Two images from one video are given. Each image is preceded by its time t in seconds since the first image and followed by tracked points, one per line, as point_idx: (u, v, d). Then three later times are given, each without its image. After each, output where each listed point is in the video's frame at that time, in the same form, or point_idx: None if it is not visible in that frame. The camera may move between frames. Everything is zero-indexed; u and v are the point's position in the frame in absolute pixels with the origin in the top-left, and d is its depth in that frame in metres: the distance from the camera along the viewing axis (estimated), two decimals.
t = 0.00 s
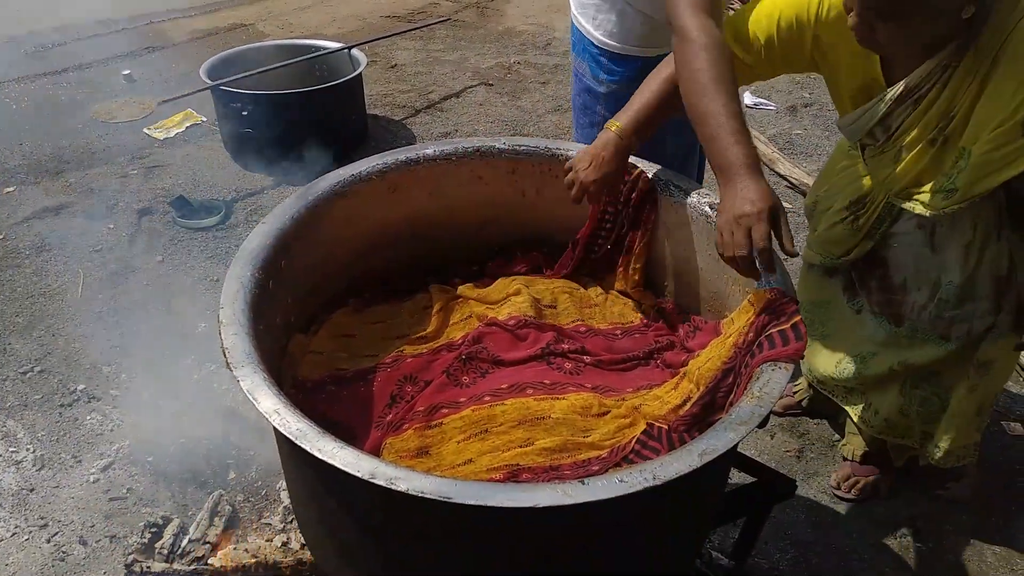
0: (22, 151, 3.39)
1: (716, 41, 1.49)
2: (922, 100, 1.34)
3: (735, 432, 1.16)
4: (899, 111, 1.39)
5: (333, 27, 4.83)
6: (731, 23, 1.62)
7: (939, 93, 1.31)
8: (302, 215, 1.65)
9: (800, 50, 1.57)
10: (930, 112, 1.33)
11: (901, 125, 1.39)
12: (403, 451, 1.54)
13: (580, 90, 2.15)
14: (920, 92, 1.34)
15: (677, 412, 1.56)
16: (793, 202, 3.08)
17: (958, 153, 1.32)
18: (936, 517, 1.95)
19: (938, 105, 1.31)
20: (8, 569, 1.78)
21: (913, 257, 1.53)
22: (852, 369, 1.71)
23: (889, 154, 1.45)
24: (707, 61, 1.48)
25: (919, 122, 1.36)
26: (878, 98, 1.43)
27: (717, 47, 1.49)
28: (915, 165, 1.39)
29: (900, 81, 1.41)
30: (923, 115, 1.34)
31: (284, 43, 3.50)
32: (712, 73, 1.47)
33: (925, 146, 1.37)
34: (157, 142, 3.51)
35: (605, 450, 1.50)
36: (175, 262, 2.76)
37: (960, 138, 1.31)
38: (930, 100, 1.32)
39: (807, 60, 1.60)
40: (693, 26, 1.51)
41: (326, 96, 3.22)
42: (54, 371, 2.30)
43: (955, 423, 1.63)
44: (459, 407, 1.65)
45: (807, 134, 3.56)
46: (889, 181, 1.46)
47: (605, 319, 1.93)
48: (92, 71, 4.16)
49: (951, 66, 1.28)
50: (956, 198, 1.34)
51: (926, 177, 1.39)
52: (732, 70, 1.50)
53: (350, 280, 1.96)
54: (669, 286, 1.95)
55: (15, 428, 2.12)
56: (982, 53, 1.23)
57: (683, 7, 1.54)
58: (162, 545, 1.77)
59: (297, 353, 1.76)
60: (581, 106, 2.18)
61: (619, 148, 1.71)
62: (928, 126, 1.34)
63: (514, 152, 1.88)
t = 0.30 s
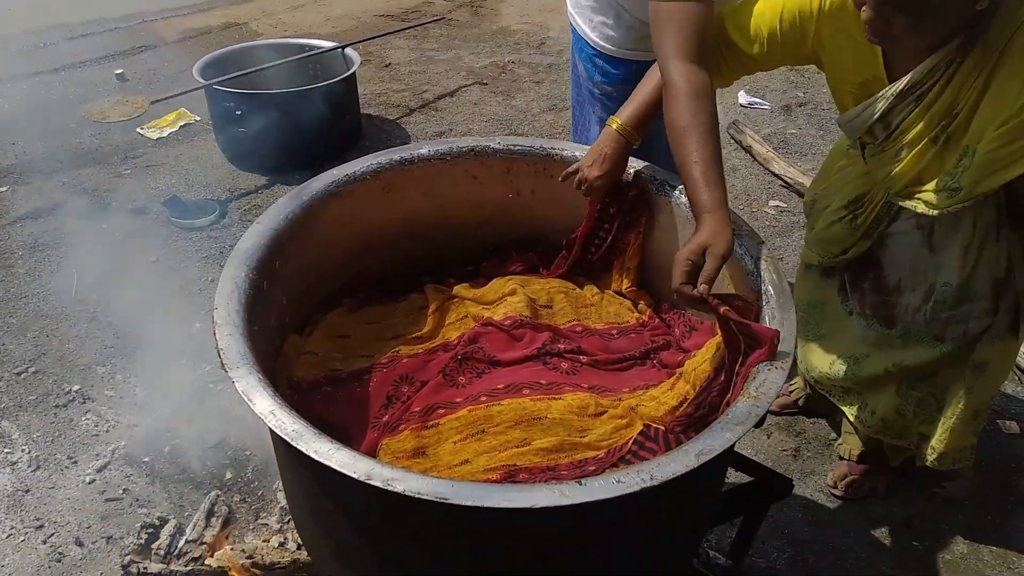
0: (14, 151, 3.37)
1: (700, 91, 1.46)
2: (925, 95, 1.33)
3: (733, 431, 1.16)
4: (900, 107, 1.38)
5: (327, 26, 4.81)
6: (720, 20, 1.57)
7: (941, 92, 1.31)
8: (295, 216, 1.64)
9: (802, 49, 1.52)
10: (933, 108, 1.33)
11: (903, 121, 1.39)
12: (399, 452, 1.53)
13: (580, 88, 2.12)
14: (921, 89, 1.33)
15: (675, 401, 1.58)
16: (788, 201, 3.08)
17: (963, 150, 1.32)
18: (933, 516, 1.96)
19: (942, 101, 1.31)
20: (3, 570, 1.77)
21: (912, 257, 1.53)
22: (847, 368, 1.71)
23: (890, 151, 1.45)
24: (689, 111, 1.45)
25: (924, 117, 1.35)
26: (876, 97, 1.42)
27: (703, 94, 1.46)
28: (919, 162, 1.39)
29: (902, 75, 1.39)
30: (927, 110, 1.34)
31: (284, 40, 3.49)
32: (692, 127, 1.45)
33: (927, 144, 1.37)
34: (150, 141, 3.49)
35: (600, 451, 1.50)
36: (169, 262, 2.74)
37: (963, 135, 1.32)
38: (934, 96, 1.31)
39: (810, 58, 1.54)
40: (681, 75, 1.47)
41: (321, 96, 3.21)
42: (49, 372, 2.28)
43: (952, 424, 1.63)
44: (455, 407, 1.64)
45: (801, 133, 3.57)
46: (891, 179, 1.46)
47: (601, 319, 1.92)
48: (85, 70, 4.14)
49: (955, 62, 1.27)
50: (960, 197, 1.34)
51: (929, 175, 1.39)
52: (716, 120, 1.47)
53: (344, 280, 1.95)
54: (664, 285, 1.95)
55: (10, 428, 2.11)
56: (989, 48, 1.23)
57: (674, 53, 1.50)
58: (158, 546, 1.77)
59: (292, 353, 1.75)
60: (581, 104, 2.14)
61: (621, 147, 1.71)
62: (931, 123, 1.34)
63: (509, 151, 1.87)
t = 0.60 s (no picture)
0: (18, 146, 3.38)
1: (684, 108, 1.39)
2: (936, 89, 1.34)
3: (735, 430, 1.16)
4: (911, 101, 1.38)
5: (331, 22, 4.81)
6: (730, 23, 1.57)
7: (952, 85, 1.31)
8: (299, 212, 1.64)
9: (816, 53, 1.52)
10: (944, 100, 1.33)
11: (913, 115, 1.39)
12: (401, 449, 1.53)
13: (589, 88, 2.11)
14: (932, 82, 1.33)
15: (707, 424, 1.66)
16: (792, 200, 3.08)
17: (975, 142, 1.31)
18: (934, 516, 1.95)
19: (954, 93, 1.31)
20: (4, 565, 1.78)
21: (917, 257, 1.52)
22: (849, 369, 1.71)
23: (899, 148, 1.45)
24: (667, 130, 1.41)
25: (936, 109, 1.35)
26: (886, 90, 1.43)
27: (684, 112, 1.39)
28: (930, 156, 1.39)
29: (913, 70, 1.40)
30: (939, 103, 1.34)
31: (285, 37, 3.49)
32: (667, 150, 1.40)
33: (938, 137, 1.37)
34: (154, 137, 3.50)
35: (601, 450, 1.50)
36: (172, 258, 2.75)
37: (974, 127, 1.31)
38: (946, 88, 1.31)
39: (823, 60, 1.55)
40: (668, 90, 1.40)
41: (325, 92, 3.21)
42: (51, 367, 2.29)
43: (958, 418, 1.62)
44: (457, 405, 1.64)
45: (806, 132, 3.56)
46: (899, 174, 1.46)
47: (603, 317, 1.92)
48: (89, 65, 4.15)
49: (965, 55, 1.27)
50: (970, 188, 1.32)
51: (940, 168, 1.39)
52: (699, 136, 1.42)
53: (348, 276, 1.96)
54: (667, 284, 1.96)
55: (11, 424, 2.12)
56: (999, 40, 1.23)
57: (667, 63, 1.41)
58: (158, 542, 1.77)
59: (296, 349, 1.75)
60: (590, 103, 2.14)
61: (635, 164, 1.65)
62: (942, 116, 1.34)
63: (514, 149, 1.87)
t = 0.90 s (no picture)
0: (18, 146, 3.37)
1: (678, 119, 1.38)
2: (955, 43, 1.33)
3: (735, 429, 1.16)
4: (927, 57, 1.37)
5: (331, 22, 4.81)
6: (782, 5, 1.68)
7: (977, 36, 1.30)
8: (299, 212, 1.64)
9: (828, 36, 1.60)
10: (969, 52, 1.32)
11: (929, 75, 1.38)
12: (401, 448, 1.53)
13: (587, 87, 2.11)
14: (952, 35, 1.33)
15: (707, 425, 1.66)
16: (792, 199, 3.07)
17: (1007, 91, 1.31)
18: (934, 516, 1.95)
19: (980, 43, 1.30)
20: (4, 563, 1.78)
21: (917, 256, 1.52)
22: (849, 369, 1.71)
23: (911, 116, 1.43)
24: (661, 139, 1.40)
25: (957, 65, 1.34)
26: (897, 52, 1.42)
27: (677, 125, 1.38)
28: (953, 115, 1.37)
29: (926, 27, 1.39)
30: (962, 58, 1.33)
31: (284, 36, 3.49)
32: (657, 162, 1.40)
33: (962, 93, 1.35)
34: (154, 136, 3.50)
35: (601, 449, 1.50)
36: (172, 257, 2.74)
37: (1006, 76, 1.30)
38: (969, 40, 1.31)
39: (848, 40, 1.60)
40: (663, 100, 1.37)
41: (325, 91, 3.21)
42: (51, 366, 2.29)
43: (963, 401, 1.65)
44: (457, 404, 1.64)
45: (806, 132, 3.56)
46: (912, 148, 1.44)
47: (603, 318, 1.92)
48: (89, 64, 4.14)
49: None
50: (1015, 138, 1.32)
51: (964, 129, 1.38)
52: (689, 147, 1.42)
53: (349, 277, 1.96)
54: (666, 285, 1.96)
55: (12, 423, 2.12)
56: None
57: (664, 73, 1.37)
58: (157, 541, 1.77)
59: (295, 348, 1.74)
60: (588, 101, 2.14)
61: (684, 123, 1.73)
62: (967, 70, 1.33)
63: (514, 147, 1.87)
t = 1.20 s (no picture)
0: (20, 150, 3.38)
1: (695, 136, 1.38)
2: (948, 34, 1.29)
3: (734, 434, 1.16)
4: (920, 51, 1.35)
5: (332, 26, 4.82)
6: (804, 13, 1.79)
7: (966, 25, 1.26)
8: (298, 216, 1.65)
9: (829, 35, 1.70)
10: (963, 42, 1.27)
11: (922, 68, 1.35)
12: (399, 453, 1.53)
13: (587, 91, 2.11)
14: (943, 26, 1.30)
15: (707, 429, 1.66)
16: (792, 204, 3.08)
17: (1011, 79, 1.23)
18: (934, 521, 1.95)
19: (971, 33, 1.26)
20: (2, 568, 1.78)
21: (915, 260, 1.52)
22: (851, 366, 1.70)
23: (912, 113, 1.38)
24: (682, 160, 1.39)
25: (952, 59, 1.30)
26: (894, 49, 1.41)
27: (694, 144, 1.38)
28: (952, 109, 1.31)
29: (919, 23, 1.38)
30: (954, 49, 1.29)
31: (286, 41, 3.49)
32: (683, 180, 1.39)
33: (958, 86, 1.29)
34: (155, 141, 3.50)
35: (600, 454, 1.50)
36: (172, 261, 2.75)
37: (1002, 63, 1.24)
38: (960, 31, 1.27)
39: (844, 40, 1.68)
40: (675, 122, 1.38)
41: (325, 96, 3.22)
42: (51, 370, 2.29)
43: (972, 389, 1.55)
44: (456, 408, 1.64)
45: (806, 136, 3.56)
46: (915, 147, 1.38)
47: (603, 323, 1.92)
48: (90, 69, 4.15)
49: None
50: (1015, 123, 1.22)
51: (967, 121, 1.30)
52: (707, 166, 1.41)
53: (351, 281, 1.96)
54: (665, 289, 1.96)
55: (11, 427, 2.12)
56: None
57: (670, 95, 1.38)
58: (155, 546, 1.76)
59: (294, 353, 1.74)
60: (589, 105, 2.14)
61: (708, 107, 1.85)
62: (961, 60, 1.28)
63: (513, 152, 1.88)
